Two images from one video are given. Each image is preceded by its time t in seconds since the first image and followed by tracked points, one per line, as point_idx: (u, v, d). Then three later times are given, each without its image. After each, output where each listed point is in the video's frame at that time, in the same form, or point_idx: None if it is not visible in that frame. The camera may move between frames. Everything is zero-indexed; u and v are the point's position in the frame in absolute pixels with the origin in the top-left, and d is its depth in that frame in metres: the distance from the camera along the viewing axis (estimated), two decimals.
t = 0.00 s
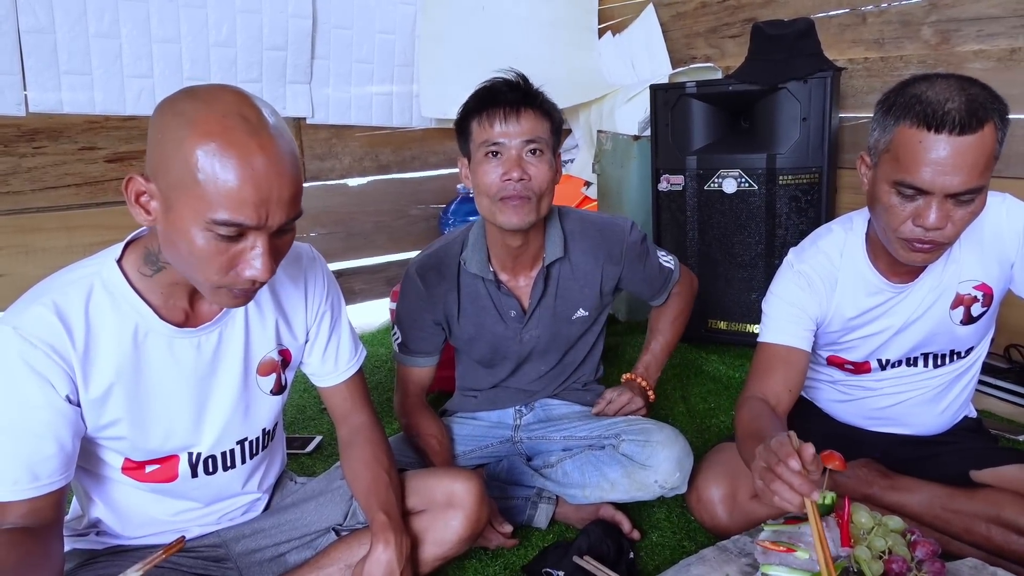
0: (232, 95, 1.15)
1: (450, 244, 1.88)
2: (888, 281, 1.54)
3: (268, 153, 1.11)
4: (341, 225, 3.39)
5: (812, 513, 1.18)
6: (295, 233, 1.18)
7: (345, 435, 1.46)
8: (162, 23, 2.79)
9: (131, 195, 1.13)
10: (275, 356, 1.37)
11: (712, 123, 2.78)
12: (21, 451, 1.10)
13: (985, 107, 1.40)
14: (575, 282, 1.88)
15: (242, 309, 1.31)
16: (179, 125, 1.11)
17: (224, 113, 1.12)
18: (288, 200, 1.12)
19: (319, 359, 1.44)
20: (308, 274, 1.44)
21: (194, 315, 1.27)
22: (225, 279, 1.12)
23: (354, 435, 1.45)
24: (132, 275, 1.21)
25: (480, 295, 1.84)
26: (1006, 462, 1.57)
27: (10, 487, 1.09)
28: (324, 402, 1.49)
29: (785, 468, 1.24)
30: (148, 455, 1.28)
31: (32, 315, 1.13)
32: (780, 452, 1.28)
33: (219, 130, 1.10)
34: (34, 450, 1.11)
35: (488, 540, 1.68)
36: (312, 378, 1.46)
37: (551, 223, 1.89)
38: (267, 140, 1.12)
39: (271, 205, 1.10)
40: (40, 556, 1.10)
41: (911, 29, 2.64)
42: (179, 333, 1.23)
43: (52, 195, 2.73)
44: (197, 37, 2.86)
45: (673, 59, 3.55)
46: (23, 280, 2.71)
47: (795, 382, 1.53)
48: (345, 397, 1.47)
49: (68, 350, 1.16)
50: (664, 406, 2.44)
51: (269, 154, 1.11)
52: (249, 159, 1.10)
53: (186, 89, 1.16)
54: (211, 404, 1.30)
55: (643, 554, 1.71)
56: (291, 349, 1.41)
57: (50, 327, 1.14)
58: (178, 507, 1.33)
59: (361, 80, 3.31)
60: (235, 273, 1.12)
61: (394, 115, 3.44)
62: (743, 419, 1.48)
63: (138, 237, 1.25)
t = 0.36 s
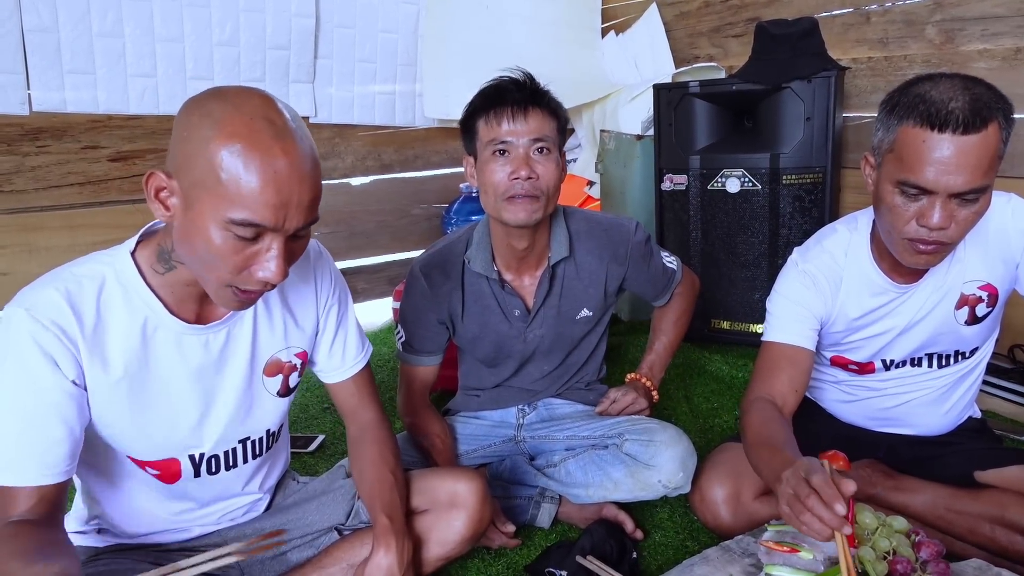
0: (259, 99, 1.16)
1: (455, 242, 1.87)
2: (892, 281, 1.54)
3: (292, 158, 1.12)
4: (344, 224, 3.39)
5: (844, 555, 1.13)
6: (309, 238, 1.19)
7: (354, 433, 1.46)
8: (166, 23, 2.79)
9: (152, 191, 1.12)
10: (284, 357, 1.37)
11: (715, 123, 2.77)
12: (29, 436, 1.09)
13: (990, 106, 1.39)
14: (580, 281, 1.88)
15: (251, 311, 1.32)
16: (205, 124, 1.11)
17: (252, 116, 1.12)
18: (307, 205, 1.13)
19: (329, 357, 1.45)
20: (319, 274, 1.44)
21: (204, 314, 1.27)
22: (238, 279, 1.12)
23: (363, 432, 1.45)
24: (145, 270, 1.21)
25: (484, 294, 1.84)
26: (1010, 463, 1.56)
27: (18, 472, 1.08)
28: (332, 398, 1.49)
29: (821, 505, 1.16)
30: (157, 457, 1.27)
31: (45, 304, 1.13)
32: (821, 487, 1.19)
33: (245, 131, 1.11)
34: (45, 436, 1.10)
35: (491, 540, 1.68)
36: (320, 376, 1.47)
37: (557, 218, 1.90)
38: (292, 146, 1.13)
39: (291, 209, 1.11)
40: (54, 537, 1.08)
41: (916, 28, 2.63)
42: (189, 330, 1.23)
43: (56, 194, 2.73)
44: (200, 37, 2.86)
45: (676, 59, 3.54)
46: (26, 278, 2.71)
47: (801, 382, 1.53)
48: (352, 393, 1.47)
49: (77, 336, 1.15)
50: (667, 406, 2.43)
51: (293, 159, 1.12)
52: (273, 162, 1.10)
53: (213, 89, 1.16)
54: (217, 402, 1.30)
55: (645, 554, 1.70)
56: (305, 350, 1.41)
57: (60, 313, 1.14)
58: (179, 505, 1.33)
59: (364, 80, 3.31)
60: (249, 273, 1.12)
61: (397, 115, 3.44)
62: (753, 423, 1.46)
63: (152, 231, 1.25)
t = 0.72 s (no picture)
0: (306, 93, 1.17)
1: (456, 240, 1.88)
2: (890, 284, 1.54)
3: (341, 148, 1.13)
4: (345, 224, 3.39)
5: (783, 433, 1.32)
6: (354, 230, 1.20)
7: (363, 435, 1.46)
8: (168, 24, 2.80)
9: (203, 186, 1.14)
10: (312, 363, 1.39)
11: (716, 123, 2.78)
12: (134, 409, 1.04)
13: (987, 118, 1.39)
14: (580, 279, 1.88)
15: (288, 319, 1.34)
16: (257, 117, 1.12)
17: (301, 108, 1.14)
18: (355, 193, 1.14)
19: (347, 360, 1.45)
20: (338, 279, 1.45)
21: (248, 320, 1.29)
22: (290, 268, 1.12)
23: (372, 434, 1.45)
24: (196, 271, 1.22)
25: (484, 292, 1.85)
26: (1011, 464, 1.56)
27: (128, 447, 1.02)
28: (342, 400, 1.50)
29: (768, 406, 1.36)
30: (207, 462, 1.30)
31: (119, 300, 1.13)
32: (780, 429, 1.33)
33: (296, 123, 1.12)
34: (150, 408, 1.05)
35: (492, 540, 1.69)
36: (332, 374, 1.47)
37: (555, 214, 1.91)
38: (341, 136, 1.14)
39: (341, 196, 1.12)
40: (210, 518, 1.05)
41: (917, 29, 2.63)
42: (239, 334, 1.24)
43: (58, 195, 2.74)
44: (202, 37, 2.87)
45: (677, 59, 3.54)
46: (29, 278, 2.72)
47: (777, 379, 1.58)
48: (363, 393, 1.47)
49: (159, 325, 1.14)
50: (668, 406, 2.43)
51: (343, 149, 1.13)
52: (325, 151, 1.11)
53: (261, 87, 1.18)
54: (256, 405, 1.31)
55: (646, 554, 1.70)
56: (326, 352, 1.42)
57: (137, 306, 1.13)
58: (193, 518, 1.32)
59: (365, 80, 3.31)
60: (300, 261, 1.12)
61: (398, 115, 3.44)
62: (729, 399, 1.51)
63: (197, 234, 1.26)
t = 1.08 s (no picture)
0: (353, 103, 1.18)
1: (460, 237, 1.88)
2: (880, 284, 1.56)
3: (388, 157, 1.13)
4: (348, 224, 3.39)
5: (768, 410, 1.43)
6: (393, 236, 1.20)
7: (375, 439, 1.46)
8: (171, 24, 2.80)
9: (250, 190, 1.13)
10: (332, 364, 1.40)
11: (719, 123, 2.77)
12: (158, 417, 1.03)
13: (968, 121, 1.38)
14: (582, 277, 1.88)
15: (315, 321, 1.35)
16: (309, 125, 1.12)
17: (350, 117, 1.14)
18: (400, 201, 1.14)
19: (364, 366, 1.45)
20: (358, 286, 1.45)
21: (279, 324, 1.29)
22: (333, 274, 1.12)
23: (384, 439, 1.46)
24: (233, 274, 1.22)
25: (488, 289, 1.84)
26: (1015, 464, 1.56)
27: (148, 455, 1.01)
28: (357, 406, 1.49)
29: (756, 389, 1.48)
30: (221, 466, 1.30)
31: (156, 302, 1.12)
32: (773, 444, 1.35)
33: (346, 131, 1.12)
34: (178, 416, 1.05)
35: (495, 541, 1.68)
36: (350, 377, 1.46)
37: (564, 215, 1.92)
38: (388, 146, 1.15)
39: (387, 204, 1.12)
40: (216, 539, 1.03)
41: (921, 29, 2.62)
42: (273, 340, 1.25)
43: (61, 195, 2.74)
44: (205, 38, 2.87)
45: (681, 59, 3.54)
46: (32, 278, 2.72)
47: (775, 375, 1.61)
48: (378, 400, 1.47)
49: (191, 331, 1.13)
50: (672, 407, 2.43)
51: (389, 158, 1.14)
52: (374, 160, 1.12)
53: (310, 95, 1.18)
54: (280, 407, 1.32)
55: (649, 556, 1.70)
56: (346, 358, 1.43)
57: (173, 310, 1.13)
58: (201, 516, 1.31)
59: (368, 80, 3.31)
60: (343, 267, 1.12)
61: (401, 115, 3.44)
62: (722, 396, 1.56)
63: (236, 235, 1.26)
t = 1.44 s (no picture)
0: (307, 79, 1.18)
1: (464, 238, 1.87)
2: (882, 284, 1.55)
3: (344, 122, 1.13)
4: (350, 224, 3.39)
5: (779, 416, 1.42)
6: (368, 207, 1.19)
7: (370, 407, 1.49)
8: (173, 23, 2.79)
9: (219, 177, 1.16)
10: (330, 360, 1.38)
11: (723, 122, 2.76)
12: (152, 404, 1.03)
13: (967, 121, 1.38)
14: (587, 280, 1.87)
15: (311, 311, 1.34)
16: (262, 104, 1.13)
17: (304, 89, 1.14)
18: (362, 166, 1.14)
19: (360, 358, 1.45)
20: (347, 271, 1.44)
21: (273, 316, 1.29)
22: (306, 250, 1.12)
23: (380, 407, 1.48)
24: (224, 265, 1.23)
25: (493, 291, 1.83)
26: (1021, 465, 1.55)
27: (144, 442, 1.01)
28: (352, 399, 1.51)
29: (766, 396, 1.46)
30: (219, 458, 1.29)
31: (147, 292, 1.13)
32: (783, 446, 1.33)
33: (299, 103, 1.12)
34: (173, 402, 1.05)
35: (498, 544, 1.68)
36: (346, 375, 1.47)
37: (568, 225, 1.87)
38: (344, 112, 1.14)
39: (347, 169, 1.12)
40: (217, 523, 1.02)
41: (926, 28, 2.61)
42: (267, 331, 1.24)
43: (63, 194, 2.73)
44: (207, 37, 2.86)
45: (683, 58, 3.53)
46: (34, 278, 2.72)
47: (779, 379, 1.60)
48: (376, 390, 1.48)
49: (182, 320, 1.13)
50: (675, 407, 2.42)
51: (346, 124, 1.13)
52: (329, 127, 1.11)
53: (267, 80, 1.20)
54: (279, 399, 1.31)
55: (653, 557, 1.69)
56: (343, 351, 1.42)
57: (163, 300, 1.13)
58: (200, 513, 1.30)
59: (370, 79, 3.31)
60: (314, 240, 1.12)
61: (403, 115, 3.43)
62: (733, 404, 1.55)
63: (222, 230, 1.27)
